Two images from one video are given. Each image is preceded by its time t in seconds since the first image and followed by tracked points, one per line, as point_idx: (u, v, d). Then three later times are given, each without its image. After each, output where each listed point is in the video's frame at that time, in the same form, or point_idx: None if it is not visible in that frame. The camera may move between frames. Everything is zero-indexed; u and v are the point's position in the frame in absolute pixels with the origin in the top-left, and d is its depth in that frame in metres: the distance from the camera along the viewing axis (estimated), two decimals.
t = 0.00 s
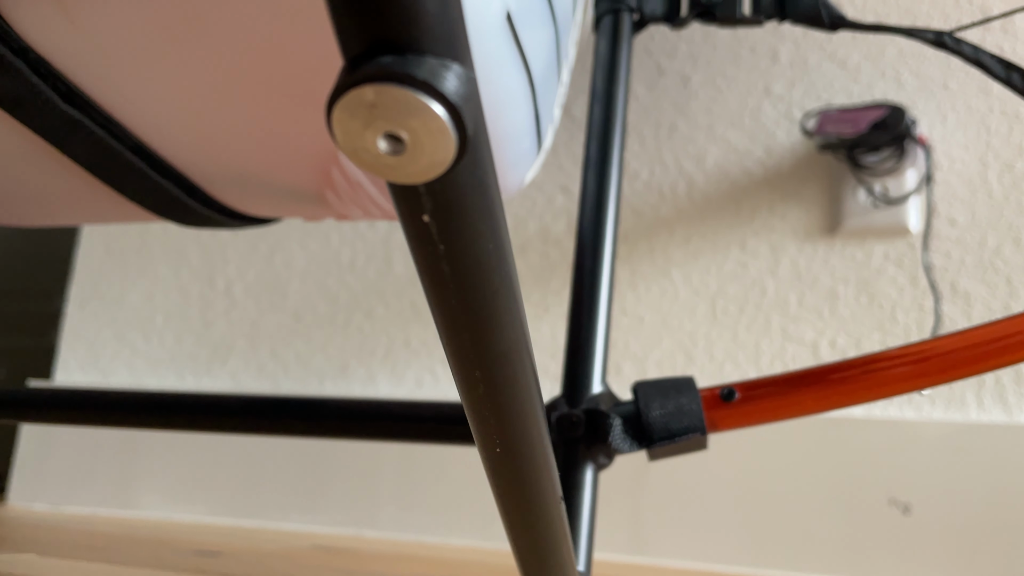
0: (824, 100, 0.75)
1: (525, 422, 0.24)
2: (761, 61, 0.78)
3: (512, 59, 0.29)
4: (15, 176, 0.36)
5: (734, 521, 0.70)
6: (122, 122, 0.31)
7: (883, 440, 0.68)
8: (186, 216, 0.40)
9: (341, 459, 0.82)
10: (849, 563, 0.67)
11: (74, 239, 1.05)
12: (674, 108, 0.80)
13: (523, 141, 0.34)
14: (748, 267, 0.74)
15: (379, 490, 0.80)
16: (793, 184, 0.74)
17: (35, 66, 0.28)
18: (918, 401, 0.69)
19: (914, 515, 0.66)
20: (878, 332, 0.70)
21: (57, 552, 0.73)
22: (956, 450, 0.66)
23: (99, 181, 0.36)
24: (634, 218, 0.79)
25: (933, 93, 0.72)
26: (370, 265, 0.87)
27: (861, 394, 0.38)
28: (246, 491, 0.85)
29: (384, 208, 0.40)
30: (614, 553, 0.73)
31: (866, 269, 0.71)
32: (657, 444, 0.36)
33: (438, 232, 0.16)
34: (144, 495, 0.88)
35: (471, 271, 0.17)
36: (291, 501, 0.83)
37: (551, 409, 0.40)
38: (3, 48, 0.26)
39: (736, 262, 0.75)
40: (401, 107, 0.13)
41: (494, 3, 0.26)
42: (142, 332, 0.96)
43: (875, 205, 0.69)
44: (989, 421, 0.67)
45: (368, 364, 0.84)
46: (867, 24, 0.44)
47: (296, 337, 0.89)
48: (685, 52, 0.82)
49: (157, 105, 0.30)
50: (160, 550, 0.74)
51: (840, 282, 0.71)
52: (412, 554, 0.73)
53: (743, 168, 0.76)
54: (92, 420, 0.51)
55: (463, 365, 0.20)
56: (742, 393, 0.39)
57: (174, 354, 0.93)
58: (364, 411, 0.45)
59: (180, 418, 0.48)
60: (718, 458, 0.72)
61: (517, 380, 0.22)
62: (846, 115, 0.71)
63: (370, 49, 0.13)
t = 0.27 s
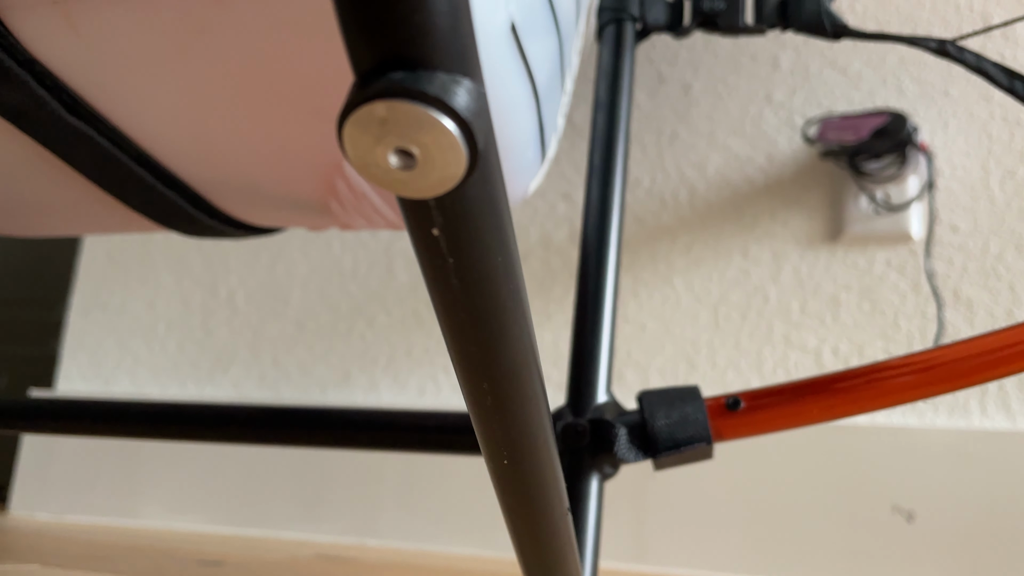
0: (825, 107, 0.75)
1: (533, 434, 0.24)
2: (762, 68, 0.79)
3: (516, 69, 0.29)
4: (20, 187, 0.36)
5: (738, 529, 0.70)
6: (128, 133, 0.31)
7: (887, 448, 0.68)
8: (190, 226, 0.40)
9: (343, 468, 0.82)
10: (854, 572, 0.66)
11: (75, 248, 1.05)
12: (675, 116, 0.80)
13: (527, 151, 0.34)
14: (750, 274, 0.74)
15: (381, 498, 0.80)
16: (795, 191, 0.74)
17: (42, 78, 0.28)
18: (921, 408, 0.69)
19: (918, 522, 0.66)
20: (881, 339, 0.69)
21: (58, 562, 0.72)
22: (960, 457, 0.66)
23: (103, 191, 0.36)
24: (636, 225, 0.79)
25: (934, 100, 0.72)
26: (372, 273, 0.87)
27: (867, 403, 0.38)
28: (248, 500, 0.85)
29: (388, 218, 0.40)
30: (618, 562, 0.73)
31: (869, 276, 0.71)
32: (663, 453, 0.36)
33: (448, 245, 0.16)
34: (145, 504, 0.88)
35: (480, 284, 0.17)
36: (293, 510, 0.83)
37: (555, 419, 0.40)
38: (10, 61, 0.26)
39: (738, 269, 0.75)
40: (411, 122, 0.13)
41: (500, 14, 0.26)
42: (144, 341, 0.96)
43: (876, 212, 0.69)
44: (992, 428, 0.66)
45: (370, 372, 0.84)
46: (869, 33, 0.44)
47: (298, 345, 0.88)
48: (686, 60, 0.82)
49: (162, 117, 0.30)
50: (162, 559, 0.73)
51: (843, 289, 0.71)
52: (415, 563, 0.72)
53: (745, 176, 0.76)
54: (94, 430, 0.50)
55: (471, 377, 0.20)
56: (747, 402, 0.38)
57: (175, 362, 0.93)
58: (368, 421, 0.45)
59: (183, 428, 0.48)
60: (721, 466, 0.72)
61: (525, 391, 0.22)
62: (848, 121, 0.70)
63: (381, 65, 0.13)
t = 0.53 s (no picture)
0: (827, 112, 0.75)
1: (535, 440, 0.24)
2: (763, 74, 0.79)
3: (518, 75, 0.29)
4: (22, 194, 0.36)
5: (741, 536, 0.70)
6: (130, 140, 0.31)
7: (890, 453, 0.68)
8: (191, 232, 0.40)
9: (344, 475, 0.82)
10: None
11: (77, 255, 1.05)
12: (676, 122, 0.81)
13: (529, 157, 0.34)
14: (752, 279, 0.74)
15: (382, 505, 0.79)
16: (797, 196, 0.74)
17: (43, 85, 0.28)
18: (924, 413, 0.69)
19: (923, 529, 0.65)
20: (883, 344, 0.69)
21: (59, 569, 0.72)
22: (964, 463, 0.65)
23: (104, 197, 0.36)
24: (637, 231, 0.79)
25: (935, 105, 0.72)
26: (373, 279, 0.87)
27: (871, 408, 0.38)
28: (249, 507, 0.84)
29: (390, 224, 0.40)
30: (621, 569, 0.73)
31: (871, 281, 0.71)
32: (666, 459, 0.36)
33: (450, 250, 0.16)
34: (146, 512, 0.88)
35: (482, 289, 0.17)
36: (294, 516, 0.82)
37: (558, 425, 0.40)
38: (12, 68, 0.26)
39: (740, 274, 0.75)
40: (414, 127, 0.13)
41: (502, 20, 0.26)
42: (145, 347, 0.96)
43: (878, 217, 0.69)
44: (996, 433, 0.66)
45: (371, 378, 0.84)
46: (870, 38, 0.44)
47: (299, 352, 0.88)
48: (687, 66, 0.82)
49: (164, 123, 0.30)
50: (163, 567, 0.73)
51: (845, 294, 0.71)
52: (416, 570, 0.72)
53: (747, 181, 0.76)
54: (94, 437, 0.50)
55: (473, 382, 0.20)
56: (750, 408, 0.38)
57: (177, 369, 0.93)
58: (370, 428, 0.45)
59: (184, 435, 0.48)
60: (724, 471, 0.71)
61: (528, 396, 0.22)
62: (849, 128, 0.70)
63: (384, 70, 0.13)
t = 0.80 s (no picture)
0: (826, 118, 0.76)
1: (535, 446, 0.24)
2: (762, 80, 0.79)
3: (517, 81, 0.29)
4: (22, 200, 0.37)
5: (742, 543, 0.69)
6: (130, 147, 0.32)
7: (891, 459, 0.68)
8: (191, 238, 0.40)
9: (344, 481, 0.82)
10: None
11: (77, 262, 1.05)
12: (676, 127, 0.81)
13: (528, 163, 0.34)
14: (752, 284, 0.74)
15: (382, 511, 0.79)
16: (796, 202, 0.74)
17: (44, 92, 0.28)
18: (925, 419, 0.69)
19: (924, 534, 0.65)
20: (883, 350, 0.69)
21: None
22: (965, 469, 0.65)
23: (104, 204, 0.36)
24: (637, 236, 0.79)
25: (934, 111, 0.72)
26: (374, 285, 0.87)
27: (871, 413, 0.38)
28: (249, 513, 0.84)
29: (389, 230, 0.40)
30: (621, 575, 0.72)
31: (871, 286, 0.71)
32: (665, 464, 0.36)
33: (448, 256, 0.16)
34: (146, 518, 0.88)
35: (481, 294, 0.17)
36: (294, 523, 0.82)
37: (557, 430, 0.40)
38: (12, 75, 0.27)
39: (740, 279, 0.75)
40: (411, 134, 0.13)
41: (500, 27, 0.26)
42: (145, 353, 0.96)
43: (877, 222, 0.69)
44: (997, 439, 0.66)
45: (371, 384, 0.84)
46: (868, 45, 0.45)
47: (299, 357, 0.88)
48: (686, 72, 0.82)
49: (164, 129, 0.30)
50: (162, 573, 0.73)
51: (845, 299, 0.71)
52: None
53: (747, 187, 0.76)
54: (94, 443, 0.50)
55: (472, 387, 0.20)
56: (749, 413, 0.38)
57: (177, 375, 0.93)
58: (369, 434, 0.45)
59: (183, 441, 0.48)
60: (725, 477, 0.71)
61: (527, 402, 0.22)
62: (849, 133, 0.70)
63: (382, 77, 0.13)
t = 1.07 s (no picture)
0: (825, 124, 0.76)
1: (535, 454, 0.23)
2: (762, 87, 0.79)
3: (517, 87, 0.29)
4: (22, 208, 0.37)
5: (743, 550, 0.69)
6: (130, 154, 0.32)
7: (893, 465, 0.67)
8: (190, 246, 0.40)
9: (344, 488, 0.81)
10: None
11: (77, 269, 1.05)
12: (676, 134, 0.81)
13: (528, 170, 0.34)
14: (753, 291, 0.74)
15: (382, 519, 0.79)
16: (796, 208, 0.74)
17: (43, 99, 0.28)
18: (926, 425, 0.68)
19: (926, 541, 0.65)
20: (884, 356, 0.69)
21: None
22: (967, 475, 0.65)
23: (104, 211, 0.36)
24: (637, 242, 0.79)
25: (934, 116, 0.72)
26: (374, 292, 0.87)
27: (873, 420, 0.37)
28: (248, 521, 0.84)
29: (389, 237, 0.40)
30: None
31: (872, 292, 0.71)
32: (667, 471, 0.36)
33: (449, 263, 0.16)
34: (145, 526, 0.87)
35: (481, 302, 0.17)
36: (293, 531, 0.82)
37: (558, 438, 0.40)
38: (12, 82, 0.26)
39: (741, 286, 0.74)
40: (412, 142, 0.13)
41: (500, 34, 0.26)
42: (145, 360, 0.96)
43: (879, 228, 0.69)
44: (998, 445, 0.66)
45: (371, 391, 0.84)
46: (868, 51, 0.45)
47: (299, 364, 0.88)
48: (685, 78, 0.82)
49: (164, 136, 0.30)
50: None
51: (845, 306, 0.71)
52: None
53: (747, 193, 0.76)
54: (93, 452, 0.50)
55: (472, 395, 0.20)
56: (750, 420, 0.38)
57: (176, 382, 0.93)
58: (369, 441, 0.45)
59: (182, 449, 0.48)
60: (726, 484, 0.71)
61: (528, 409, 0.22)
62: (849, 138, 0.70)
63: (383, 85, 0.13)
